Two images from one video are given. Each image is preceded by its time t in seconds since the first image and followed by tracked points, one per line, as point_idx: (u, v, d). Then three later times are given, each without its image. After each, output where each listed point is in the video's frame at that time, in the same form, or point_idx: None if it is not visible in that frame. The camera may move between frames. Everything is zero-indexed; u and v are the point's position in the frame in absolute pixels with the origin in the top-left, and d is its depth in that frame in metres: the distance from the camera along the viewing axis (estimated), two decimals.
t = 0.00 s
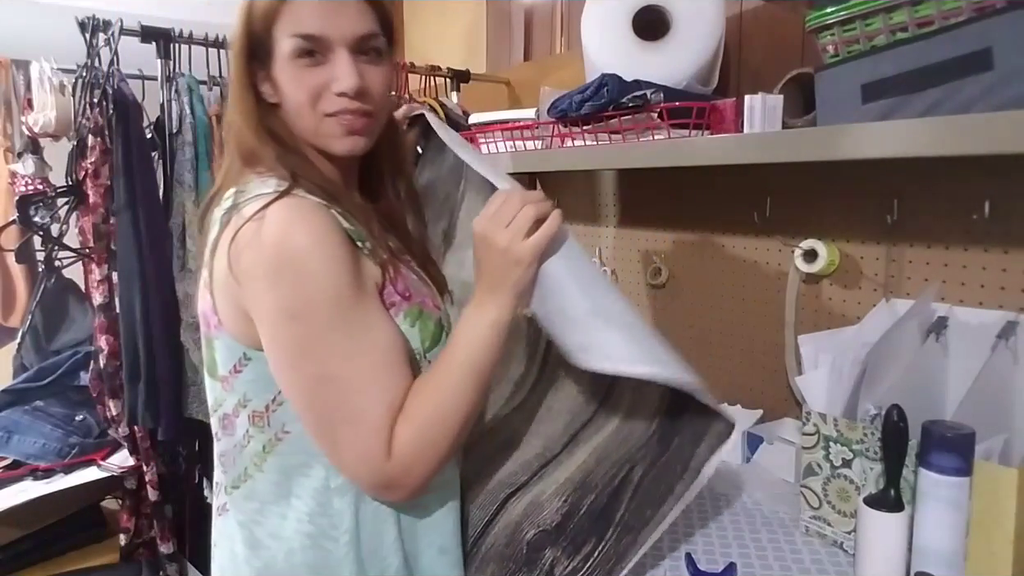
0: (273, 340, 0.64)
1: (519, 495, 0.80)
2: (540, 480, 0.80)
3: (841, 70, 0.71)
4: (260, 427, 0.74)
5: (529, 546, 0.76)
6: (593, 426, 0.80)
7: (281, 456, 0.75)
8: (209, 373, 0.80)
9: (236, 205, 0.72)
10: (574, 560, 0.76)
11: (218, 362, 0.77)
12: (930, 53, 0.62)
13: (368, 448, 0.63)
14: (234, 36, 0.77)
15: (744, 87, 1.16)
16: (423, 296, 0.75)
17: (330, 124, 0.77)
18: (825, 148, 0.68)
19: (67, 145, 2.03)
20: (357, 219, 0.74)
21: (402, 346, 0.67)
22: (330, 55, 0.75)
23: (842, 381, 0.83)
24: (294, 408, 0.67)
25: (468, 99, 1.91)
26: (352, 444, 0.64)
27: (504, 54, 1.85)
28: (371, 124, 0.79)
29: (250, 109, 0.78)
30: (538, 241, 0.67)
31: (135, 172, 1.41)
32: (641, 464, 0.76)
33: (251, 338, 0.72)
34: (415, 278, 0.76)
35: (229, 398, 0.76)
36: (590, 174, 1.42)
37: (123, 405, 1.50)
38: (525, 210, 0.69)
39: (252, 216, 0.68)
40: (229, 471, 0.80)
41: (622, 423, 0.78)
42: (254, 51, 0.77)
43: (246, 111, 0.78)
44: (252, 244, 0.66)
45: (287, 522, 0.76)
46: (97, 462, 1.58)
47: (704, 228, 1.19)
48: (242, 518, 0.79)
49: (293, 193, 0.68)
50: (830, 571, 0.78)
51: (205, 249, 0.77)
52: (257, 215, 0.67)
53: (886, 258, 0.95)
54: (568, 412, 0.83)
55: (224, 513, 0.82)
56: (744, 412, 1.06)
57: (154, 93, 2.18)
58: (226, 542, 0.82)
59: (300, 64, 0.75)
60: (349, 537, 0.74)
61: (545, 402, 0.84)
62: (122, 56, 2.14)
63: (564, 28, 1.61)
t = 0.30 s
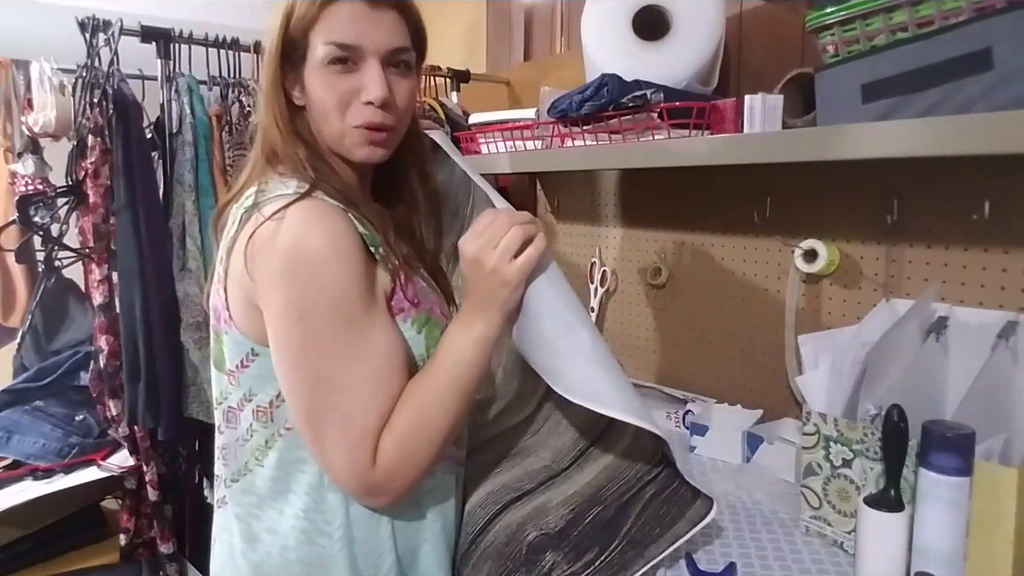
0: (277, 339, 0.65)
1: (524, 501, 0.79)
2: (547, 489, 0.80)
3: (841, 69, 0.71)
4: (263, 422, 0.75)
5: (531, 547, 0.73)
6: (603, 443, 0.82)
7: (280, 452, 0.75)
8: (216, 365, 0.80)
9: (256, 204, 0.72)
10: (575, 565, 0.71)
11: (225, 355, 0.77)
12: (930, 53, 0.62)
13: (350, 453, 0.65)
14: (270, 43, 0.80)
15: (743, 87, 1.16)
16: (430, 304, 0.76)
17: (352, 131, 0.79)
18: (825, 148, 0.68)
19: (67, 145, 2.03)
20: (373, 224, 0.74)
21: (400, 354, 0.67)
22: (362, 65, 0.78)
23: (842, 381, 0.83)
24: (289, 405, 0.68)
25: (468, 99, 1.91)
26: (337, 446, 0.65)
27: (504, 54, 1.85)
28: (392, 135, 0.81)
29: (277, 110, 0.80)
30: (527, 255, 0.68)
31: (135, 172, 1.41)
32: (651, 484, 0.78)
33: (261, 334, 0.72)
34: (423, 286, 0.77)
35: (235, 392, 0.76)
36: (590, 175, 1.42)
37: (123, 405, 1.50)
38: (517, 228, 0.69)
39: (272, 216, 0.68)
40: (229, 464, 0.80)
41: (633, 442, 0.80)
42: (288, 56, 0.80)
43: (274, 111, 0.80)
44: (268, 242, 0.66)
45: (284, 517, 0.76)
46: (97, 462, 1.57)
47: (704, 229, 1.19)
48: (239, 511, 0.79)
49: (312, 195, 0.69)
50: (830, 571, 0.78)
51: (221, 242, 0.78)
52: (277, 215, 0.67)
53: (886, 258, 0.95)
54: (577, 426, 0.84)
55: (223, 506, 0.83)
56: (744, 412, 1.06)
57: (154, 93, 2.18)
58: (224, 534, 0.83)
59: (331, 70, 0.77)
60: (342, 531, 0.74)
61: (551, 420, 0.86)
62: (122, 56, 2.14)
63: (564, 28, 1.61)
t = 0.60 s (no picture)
0: (269, 344, 0.65)
1: (525, 503, 0.81)
2: (550, 494, 0.81)
3: (841, 69, 0.71)
4: (256, 423, 0.75)
5: (531, 548, 0.73)
6: (605, 455, 0.85)
7: (273, 453, 0.75)
8: (212, 364, 0.80)
9: (252, 207, 0.72)
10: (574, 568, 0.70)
11: (221, 354, 0.77)
12: (930, 53, 0.62)
13: (342, 459, 0.65)
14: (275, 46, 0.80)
15: (743, 87, 1.16)
16: (426, 309, 0.76)
17: (353, 138, 0.79)
18: (824, 149, 0.68)
19: (67, 145, 2.03)
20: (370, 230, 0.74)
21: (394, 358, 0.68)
22: (365, 71, 0.78)
23: (842, 381, 0.83)
24: (282, 409, 0.68)
25: (467, 99, 1.91)
26: (328, 452, 0.65)
27: (504, 54, 1.85)
28: (393, 143, 0.81)
29: (277, 111, 0.80)
30: (534, 267, 0.68)
31: (135, 172, 1.41)
32: (654, 493, 0.78)
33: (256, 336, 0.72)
34: (419, 290, 0.77)
35: (230, 391, 0.76)
36: (590, 175, 1.42)
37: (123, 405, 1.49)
38: (516, 236, 0.69)
39: (266, 220, 0.67)
40: (223, 463, 0.80)
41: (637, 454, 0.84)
42: (293, 58, 0.80)
43: (276, 113, 0.80)
44: (261, 247, 0.66)
45: (275, 517, 0.76)
46: (97, 462, 1.57)
47: (703, 228, 1.19)
48: (231, 510, 0.79)
49: (307, 200, 0.69)
50: (830, 571, 0.78)
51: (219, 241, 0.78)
52: (271, 219, 0.67)
53: (886, 258, 0.95)
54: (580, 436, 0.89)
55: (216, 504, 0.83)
56: (744, 412, 1.06)
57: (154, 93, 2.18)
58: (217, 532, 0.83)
59: (335, 76, 0.78)
60: (333, 533, 0.74)
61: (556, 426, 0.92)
62: (122, 56, 2.14)
63: (564, 28, 1.61)
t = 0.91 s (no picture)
0: (260, 347, 0.65)
1: (525, 505, 0.81)
2: (550, 496, 0.81)
3: (841, 69, 0.71)
4: (251, 425, 0.75)
5: (532, 549, 0.72)
6: (602, 461, 0.86)
7: (269, 455, 0.75)
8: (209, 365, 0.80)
9: (246, 209, 0.72)
10: (575, 570, 0.70)
11: (217, 357, 0.77)
12: (930, 53, 0.62)
13: (333, 462, 0.65)
14: (272, 48, 0.80)
15: (743, 88, 1.16)
16: (421, 311, 0.76)
17: (347, 143, 0.79)
18: (824, 149, 0.68)
19: (67, 145, 2.03)
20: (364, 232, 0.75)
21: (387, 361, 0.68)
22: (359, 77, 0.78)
23: (842, 381, 0.83)
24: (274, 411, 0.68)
25: (467, 99, 1.91)
26: (319, 455, 0.65)
27: (504, 54, 1.86)
28: (386, 148, 0.81)
29: (272, 113, 0.80)
30: (533, 273, 0.68)
31: (135, 172, 1.41)
32: (656, 498, 0.78)
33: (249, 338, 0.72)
34: (414, 291, 0.77)
35: (226, 393, 0.76)
36: (591, 175, 1.43)
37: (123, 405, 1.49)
38: (513, 238, 0.69)
39: (258, 223, 0.67)
40: (221, 464, 0.80)
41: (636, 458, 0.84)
42: (290, 60, 0.80)
43: (272, 114, 0.80)
44: (253, 250, 0.66)
45: (271, 520, 0.77)
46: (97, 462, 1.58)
47: (701, 229, 1.19)
48: (229, 510, 0.80)
49: (300, 203, 0.69)
50: (830, 571, 0.78)
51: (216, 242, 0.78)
52: (263, 222, 0.67)
53: (886, 258, 0.95)
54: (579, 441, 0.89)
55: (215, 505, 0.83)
56: (744, 412, 1.06)
57: (154, 93, 2.19)
58: (216, 534, 0.83)
59: (330, 80, 0.77)
60: (328, 533, 0.74)
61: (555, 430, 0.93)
62: (122, 56, 2.15)
63: (564, 28, 1.61)
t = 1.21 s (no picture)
0: (266, 349, 0.65)
1: (524, 506, 0.81)
2: (552, 497, 0.81)
3: (841, 70, 0.71)
4: (254, 427, 0.75)
5: (531, 550, 0.73)
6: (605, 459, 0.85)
7: (272, 457, 0.75)
8: (210, 368, 0.80)
9: (246, 210, 0.72)
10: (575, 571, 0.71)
11: (218, 359, 0.77)
12: (930, 53, 0.62)
13: (344, 463, 0.65)
14: (270, 46, 0.80)
15: (743, 88, 1.16)
16: (422, 310, 0.76)
17: (348, 139, 0.79)
18: (824, 149, 0.68)
19: (67, 145, 2.03)
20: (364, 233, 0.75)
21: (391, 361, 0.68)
22: (360, 74, 0.78)
23: (841, 381, 0.83)
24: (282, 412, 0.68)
25: (468, 99, 1.91)
26: (329, 455, 0.65)
27: (504, 54, 1.85)
28: (388, 143, 0.81)
29: (271, 112, 0.79)
30: (538, 267, 0.68)
31: (135, 172, 1.41)
32: (656, 500, 0.78)
33: (251, 339, 0.72)
34: (415, 291, 0.77)
35: (228, 396, 0.76)
36: (591, 175, 1.43)
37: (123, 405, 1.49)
38: (518, 233, 0.70)
39: (259, 224, 0.67)
40: (223, 466, 0.80)
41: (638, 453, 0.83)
42: (288, 59, 0.80)
43: (271, 113, 0.79)
44: (256, 252, 0.66)
45: (273, 522, 0.76)
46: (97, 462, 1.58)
47: (700, 228, 1.20)
48: (231, 513, 0.79)
49: (300, 204, 0.69)
50: (830, 571, 0.78)
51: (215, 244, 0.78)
52: (264, 223, 0.67)
53: (886, 258, 0.95)
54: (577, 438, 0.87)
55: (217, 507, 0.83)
56: (744, 412, 1.07)
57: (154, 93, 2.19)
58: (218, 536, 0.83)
59: (331, 78, 0.78)
60: (333, 536, 0.74)
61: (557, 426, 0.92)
62: (122, 56, 2.15)
63: (564, 28, 1.61)
